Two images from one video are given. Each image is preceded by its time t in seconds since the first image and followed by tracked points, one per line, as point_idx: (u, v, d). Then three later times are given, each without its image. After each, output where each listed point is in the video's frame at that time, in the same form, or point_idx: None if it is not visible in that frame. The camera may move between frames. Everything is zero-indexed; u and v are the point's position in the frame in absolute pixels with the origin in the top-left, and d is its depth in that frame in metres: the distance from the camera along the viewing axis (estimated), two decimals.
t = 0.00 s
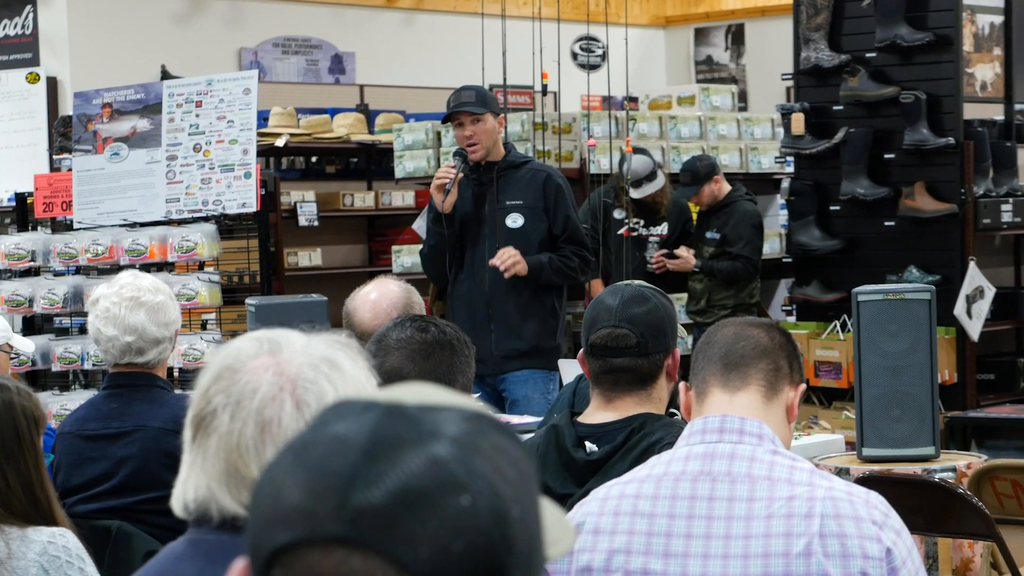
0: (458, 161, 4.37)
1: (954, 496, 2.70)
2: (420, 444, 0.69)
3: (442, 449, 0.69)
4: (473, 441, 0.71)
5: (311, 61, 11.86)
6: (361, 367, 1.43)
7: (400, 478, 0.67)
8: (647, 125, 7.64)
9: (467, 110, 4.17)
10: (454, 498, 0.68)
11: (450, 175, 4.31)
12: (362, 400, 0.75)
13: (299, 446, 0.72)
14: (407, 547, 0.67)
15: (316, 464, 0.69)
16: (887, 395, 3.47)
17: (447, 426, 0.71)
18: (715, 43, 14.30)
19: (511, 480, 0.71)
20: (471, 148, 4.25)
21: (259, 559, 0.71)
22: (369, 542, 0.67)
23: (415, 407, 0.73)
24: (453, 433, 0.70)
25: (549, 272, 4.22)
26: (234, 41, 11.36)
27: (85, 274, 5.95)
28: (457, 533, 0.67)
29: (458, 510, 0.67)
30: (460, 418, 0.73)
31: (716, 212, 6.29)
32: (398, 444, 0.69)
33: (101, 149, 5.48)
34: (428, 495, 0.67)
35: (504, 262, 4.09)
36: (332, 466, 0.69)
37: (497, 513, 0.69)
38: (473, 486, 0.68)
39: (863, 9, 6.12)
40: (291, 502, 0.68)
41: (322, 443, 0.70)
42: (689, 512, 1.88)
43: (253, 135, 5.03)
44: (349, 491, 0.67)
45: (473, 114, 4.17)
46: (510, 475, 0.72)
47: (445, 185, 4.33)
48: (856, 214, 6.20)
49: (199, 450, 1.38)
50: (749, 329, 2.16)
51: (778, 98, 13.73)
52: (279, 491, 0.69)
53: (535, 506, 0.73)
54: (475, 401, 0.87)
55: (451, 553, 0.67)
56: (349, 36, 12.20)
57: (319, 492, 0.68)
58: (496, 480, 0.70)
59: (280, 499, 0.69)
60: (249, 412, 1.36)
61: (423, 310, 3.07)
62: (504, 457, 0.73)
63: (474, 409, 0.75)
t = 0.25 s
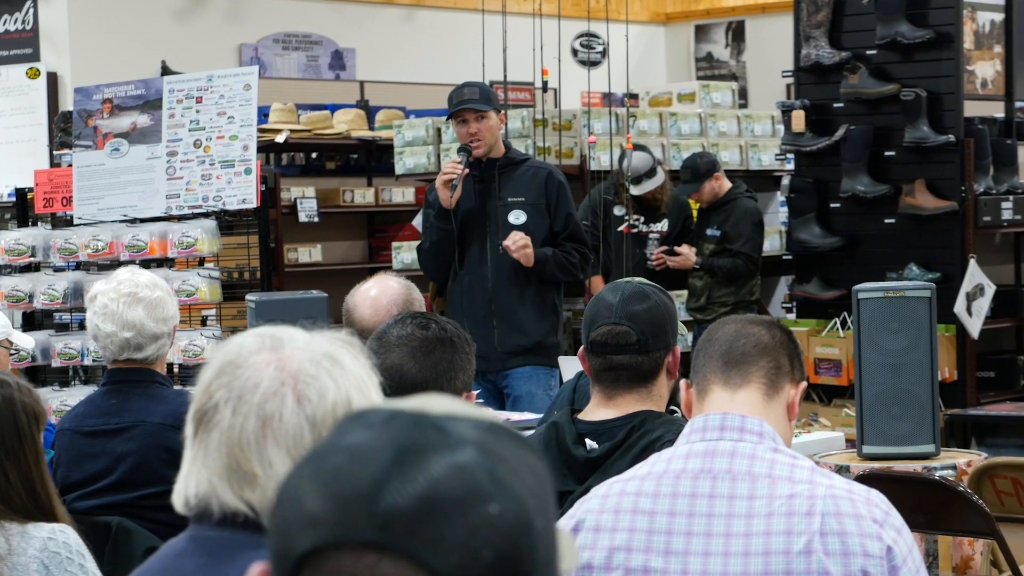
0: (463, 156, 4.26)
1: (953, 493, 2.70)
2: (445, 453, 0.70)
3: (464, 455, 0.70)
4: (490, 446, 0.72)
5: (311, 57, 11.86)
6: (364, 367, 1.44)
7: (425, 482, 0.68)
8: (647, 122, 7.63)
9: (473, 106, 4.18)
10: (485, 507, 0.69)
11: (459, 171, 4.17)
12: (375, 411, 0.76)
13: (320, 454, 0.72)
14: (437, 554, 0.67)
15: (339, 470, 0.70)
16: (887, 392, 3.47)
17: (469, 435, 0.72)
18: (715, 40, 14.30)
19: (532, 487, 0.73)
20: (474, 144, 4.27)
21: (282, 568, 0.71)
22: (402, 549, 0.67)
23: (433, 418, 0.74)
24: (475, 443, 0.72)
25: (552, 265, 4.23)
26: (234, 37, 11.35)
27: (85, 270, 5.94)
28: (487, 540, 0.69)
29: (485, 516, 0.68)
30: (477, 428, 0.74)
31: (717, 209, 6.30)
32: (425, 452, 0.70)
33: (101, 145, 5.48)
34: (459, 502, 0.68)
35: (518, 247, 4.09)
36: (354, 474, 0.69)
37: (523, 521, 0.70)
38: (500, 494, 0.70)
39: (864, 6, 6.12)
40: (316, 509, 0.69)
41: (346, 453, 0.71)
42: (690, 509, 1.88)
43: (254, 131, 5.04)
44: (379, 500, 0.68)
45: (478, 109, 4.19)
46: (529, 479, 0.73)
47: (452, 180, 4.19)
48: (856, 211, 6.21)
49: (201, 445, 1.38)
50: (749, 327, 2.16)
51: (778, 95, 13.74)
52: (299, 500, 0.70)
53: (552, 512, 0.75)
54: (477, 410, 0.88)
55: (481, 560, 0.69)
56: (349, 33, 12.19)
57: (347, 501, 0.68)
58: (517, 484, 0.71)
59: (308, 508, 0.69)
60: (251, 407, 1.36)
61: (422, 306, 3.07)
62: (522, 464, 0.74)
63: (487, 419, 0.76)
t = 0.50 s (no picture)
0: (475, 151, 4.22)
1: (959, 494, 2.70)
2: (457, 451, 0.70)
3: (473, 451, 0.71)
4: (498, 441, 0.73)
5: (316, 56, 11.86)
6: (370, 365, 1.44)
7: (438, 480, 0.69)
8: (653, 121, 7.63)
9: (486, 100, 4.16)
10: (498, 506, 0.70)
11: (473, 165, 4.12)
12: (381, 410, 0.77)
13: (331, 455, 0.72)
14: (453, 555, 0.69)
15: (351, 471, 0.70)
16: (892, 393, 3.46)
17: (479, 432, 0.73)
18: (721, 39, 14.29)
19: (542, 483, 0.74)
20: (484, 138, 4.25)
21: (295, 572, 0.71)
22: (420, 552, 0.68)
23: (440, 416, 0.75)
24: (485, 439, 0.72)
25: (569, 275, 4.26)
26: (239, 36, 11.36)
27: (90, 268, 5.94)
28: (503, 538, 0.70)
29: (499, 515, 0.70)
30: (482, 424, 0.75)
31: (722, 209, 6.30)
32: (436, 451, 0.70)
33: (107, 144, 5.48)
34: (473, 502, 0.69)
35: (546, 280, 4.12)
36: (367, 476, 0.70)
37: (536, 517, 0.72)
38: (514, 493, 0.71)
39: (870, 5, 6.12)
40: (332, 512, 0.69)
41: (359, 456, 0.71)
42: (696, 510, 1.88)
43: (259, 130, 5.05)
44: (395, 504, 0.68)
45: (491, 103, 4.17)
46: (536, 473, 0.74)
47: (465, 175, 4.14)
48: (861, 211, 6.21)
49: (206, 444, 1.38)
50: (756, 327, 2.16)
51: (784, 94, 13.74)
52: (312, 503, 0.70)
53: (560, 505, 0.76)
54: (479, 403, 0.89)
55: (500, 561, 0.70)
56: (354, 32, 12.19)
57: (362, 503, 0.69)
58: (527, 478, 0.72)
59: (322, 513, 0.70)
60: (256, 406, 1.36)
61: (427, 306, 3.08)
62: (531, 459, 0.75)
63: (492, 414, 0.77)
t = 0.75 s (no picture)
0: (490, 146, 4.21)
1: (964, 496, 2.69)
2: (452, 450, 0.71)
3: (467, 451, 0.71)
4: (496, 439, 0.73)
5: (320, 56, 11.87)
6: (373, 364, 1.43)
7: (432, 483, 0.69)
8: (657, 122, 7.63)
9: (498, 93, 4.19)
10: (494, 507, 0.70)
11: (490, 159, 4.09)
12: (381, 405, 0.77)
13: (330, 456, 0.73)
14: (448, 558, 0.69)
15: (346, 472, 0.70)
16: (896, 394, 3.46)
17: (476, 430, 0.72)
18: (725, 40, 14.32)
19: (542, 480, 0.74)
20: (495, 133, 4.27)
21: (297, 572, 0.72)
22: (417, 555, 0.69)
23: (438, 413, 0.74)
24: (481, 438, 0.72)
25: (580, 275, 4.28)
26: (243, 35, 11.37)
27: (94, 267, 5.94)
28: (501, 539, 0.70)
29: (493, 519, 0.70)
30: (482, 420, 0.74)
31: (725, 210, 6.30)
32: (432, 452, 0.70)
33: (111, 143, 5.49)
34: (470, 503, 0.69)
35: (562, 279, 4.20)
36: (364, 479, 0.70)
37: (534, 516, 0.72)
38: (511, 493, 0.71)
39: (874, 7, 6.12)
40: (328, 518, 0.70)
41: (356, 456, 0.71)
42: (700, 510, 1.88)
43: (264, 129, 5.06)
44: (392, 505, 0.69)
45: (502, 97, 4.20)
46: (536, 471, 0.74)
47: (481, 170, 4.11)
48: (864, 212, 6.21)
49: (211, 443, 1.38)
50: (761, 329, 2.16)
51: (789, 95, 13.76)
52: (310, 506, 0.71)
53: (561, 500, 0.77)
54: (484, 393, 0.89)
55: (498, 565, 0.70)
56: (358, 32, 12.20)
57: (360, 507, 0.69)
58: (524, 480, 0.72)
59: (322, 514, 0.70)
60: (260, 405, 1.36)
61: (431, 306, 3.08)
62: (531, 455, 0.75)
63: (490, 409, 0.76)
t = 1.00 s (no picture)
0: (494, 148, 4.22)
1: (962, 498, 2.69)
2: (434, 455, 0.71)
3: (448, 458, 0.71)
4: (483, 442, 0.73)
5: (319, 58, 11.88)
6: (371, 364, 1.43)
7: (413, 492, 0.70)
8: (656, 124, 7.63)
9: (499, 96, 4.20)
10: (475, 515, 0.71)
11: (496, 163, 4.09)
12: (373, 407, 0.77)
13: (318, 461, 0.73)
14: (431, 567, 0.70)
15: (330, 483, 0.71)
16: (895, 396, 3.46)
17: (463, 433, 0.73)
18: (724, 42, 14.31)
19: (530, 483, 0.74)
20: (497, 135, 4.28)
21: None
22: (400, 563, 0.69)
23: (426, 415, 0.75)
24: (468, 441, 0.72)
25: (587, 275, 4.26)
26: (242, 36, 11.37)
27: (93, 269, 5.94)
28: (485, 546, 0.71)
29: (475, 527, 0.70)
30: (473, 420, 0.75)
31: (725, 212, 6.30)
32: (414, 458, 0.71)
33: (111, 144, 5.48)
34: (449, 511, 0.70)
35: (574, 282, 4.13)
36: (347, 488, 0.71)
37: (519, 521, 0.72)
38: (493, 500, 0.71)
39: (874, 9, 6.12)
40: (311, 528, 0.71)
41: (344, 460, 0.72)
42: (699, 513, 1.88)
43: (263, 131, 5.06)
44: (374, 511, 0.70)
45: (503, 99, 4.21)
46: (524, 473, 0.74)
47: (487, 175, 4.11)
48: (863, 214, 6.21)
49: (210, 445, 1.38)
50: (760, 331, 2.16)
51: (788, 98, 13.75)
52: (297, 516, 0.72)
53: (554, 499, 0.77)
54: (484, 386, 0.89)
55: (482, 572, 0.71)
56: (357, 34, 12.21)
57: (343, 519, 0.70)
58: (510, 484, 0.72)
59: (311, 517, 0.71)
60: (260, 407, 1.36)
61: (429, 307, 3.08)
62: (521, 456, 0.75)
63: (485, 408, 0.76)
